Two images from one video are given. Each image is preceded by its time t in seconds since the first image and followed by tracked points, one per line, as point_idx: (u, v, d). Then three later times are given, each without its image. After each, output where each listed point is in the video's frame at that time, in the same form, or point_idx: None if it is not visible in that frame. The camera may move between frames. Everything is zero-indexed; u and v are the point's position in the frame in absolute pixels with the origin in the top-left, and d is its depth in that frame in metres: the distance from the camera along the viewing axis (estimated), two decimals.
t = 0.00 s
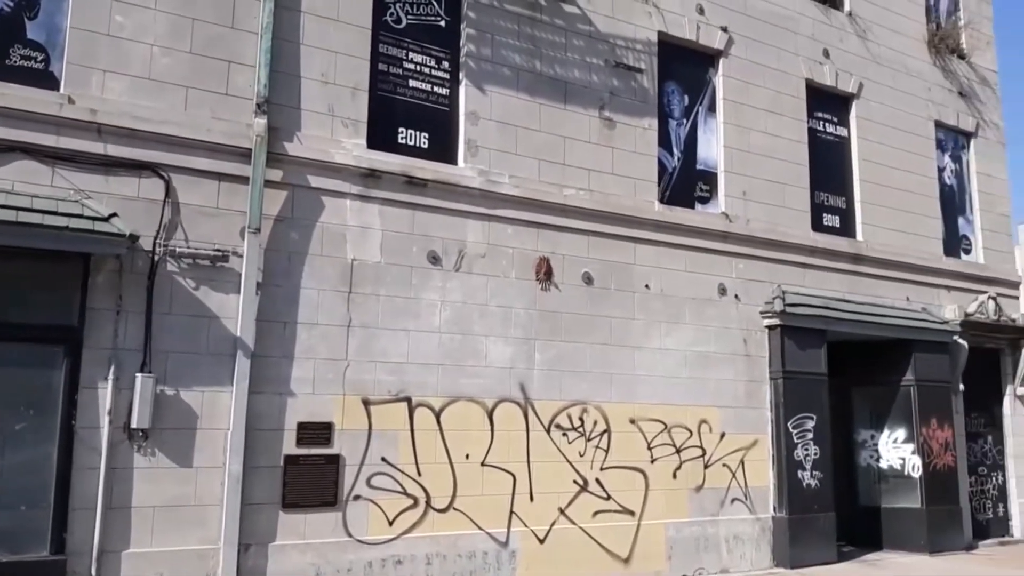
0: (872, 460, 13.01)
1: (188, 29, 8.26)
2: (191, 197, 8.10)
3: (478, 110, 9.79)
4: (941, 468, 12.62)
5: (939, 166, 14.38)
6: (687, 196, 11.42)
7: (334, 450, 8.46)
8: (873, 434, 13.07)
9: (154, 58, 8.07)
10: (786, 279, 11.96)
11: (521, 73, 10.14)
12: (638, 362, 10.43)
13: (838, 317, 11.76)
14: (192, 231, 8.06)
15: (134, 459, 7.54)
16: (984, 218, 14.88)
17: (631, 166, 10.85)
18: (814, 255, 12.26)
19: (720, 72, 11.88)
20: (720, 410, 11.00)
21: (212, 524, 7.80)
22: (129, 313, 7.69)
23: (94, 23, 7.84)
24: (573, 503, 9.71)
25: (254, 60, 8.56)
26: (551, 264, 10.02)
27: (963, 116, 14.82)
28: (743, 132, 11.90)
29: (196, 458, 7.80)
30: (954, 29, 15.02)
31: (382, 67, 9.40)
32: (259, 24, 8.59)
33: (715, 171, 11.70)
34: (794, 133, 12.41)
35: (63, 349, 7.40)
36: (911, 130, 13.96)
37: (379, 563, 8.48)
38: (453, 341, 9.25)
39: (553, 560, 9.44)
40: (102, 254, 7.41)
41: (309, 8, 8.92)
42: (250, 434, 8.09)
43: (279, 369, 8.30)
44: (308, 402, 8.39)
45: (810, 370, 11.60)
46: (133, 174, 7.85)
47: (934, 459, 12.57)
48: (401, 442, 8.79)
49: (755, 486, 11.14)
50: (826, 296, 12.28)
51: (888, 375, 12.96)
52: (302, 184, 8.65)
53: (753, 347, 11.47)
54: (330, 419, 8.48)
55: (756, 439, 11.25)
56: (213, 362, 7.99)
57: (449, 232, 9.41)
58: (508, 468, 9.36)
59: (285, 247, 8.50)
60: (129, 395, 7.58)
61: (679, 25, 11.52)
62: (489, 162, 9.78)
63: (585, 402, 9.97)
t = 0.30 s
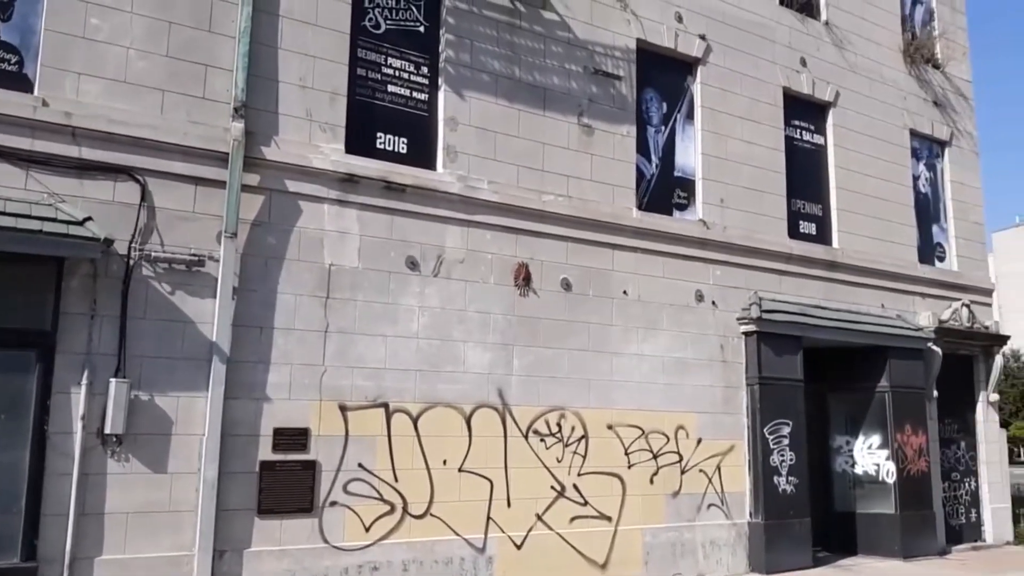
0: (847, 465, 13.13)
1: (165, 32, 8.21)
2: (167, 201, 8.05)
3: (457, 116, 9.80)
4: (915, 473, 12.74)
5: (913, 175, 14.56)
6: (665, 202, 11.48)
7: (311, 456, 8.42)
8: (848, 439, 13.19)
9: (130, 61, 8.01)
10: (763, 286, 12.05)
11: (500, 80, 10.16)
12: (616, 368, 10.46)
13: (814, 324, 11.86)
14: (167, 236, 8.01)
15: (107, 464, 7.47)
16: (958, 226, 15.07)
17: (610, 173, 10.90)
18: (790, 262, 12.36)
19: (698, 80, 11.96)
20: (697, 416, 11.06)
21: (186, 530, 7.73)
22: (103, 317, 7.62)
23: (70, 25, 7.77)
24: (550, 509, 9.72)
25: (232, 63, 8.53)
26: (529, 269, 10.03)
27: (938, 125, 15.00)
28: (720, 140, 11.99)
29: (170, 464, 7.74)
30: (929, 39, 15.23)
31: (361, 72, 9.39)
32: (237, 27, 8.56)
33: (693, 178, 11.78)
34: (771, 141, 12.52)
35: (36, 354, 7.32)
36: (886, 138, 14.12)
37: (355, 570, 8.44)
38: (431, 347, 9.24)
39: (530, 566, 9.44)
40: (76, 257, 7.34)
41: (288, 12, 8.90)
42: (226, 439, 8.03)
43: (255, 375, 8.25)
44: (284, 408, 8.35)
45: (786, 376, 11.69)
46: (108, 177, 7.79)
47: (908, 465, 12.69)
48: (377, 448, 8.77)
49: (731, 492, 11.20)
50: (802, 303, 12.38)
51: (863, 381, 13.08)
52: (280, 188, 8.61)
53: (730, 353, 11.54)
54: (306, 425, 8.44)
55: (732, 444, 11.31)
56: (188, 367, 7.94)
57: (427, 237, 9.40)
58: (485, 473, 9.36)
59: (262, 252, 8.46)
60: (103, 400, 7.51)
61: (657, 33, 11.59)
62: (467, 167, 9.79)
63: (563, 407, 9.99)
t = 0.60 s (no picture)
0: (826, 479, 13.19)
1: (146, 43, 8.15)
2: (146, 213, 7.98)
3: (440, 129, 9.79)
4: (894, 488, 12.81)
5: (892, 191, 14.70)
6: (647, 217, 11.52)
7: (289, 471, 8.35)
8: (828, 454, 13.27)
9: (110, 72, 7.95)
10: (743, 301, 12.11)
11: (483, 94, 10.17)
12: (597, 383, 10.47)
13: (794, 339, 11.92)
14: (146, 248, 7.94)
15: (82, 480, 7.36)
16: (936, 242, 15.22)
17: (592, 187, 10.93)
18: (771, 277, 12.43)
19: (680, 95, 12.03)
20: (677, 430, 11.08)
21: (163, 546, 7.64)
22: (80, 331, 7.53)
23: (50, 36, 7.70)
24: (530, 524, 9.68)
25: (214, 75, 8.48)
26: (512, 284, 10.03)
27: (916, 142, 15.17)
28: (702, 155, 12.05)
29: (147, 480, 7.65)
30: (908, 57, 15.41)
31: (344, 85, 9.37)
32: (219, 39, 8.52)
33: (675, 193, 11.82)
34: (752, 157, 12.60)
35: (10, 368, 7.22)
36: (865, 155, 14.25)
37: None
38: (412, 361, 9.20)
39: None
40: (53, 270, 7.26)
41: (270, 24, 8.87)
42: (204, 454, 7.95)
43: (234, 390, 8.18)
44: (262, 423, 8.28)
45: (766, 391, 11.73)
46: (87, 189, 7.72)
47: (887, 479, 12.75)
48: (357, 463, 8.71)
49: (711, 507, 11.21)
50: (782, 318, 12.45)
51: (842, 396, 13.16)
52: (261, 201, 8.56)
53: (710, 368, 11.57)
54: (285, 440, 8.37)
55: (713, 459, 11.33)
56: (166, 382, 7.86)
57: (409, 251, 9.38)
58: (465, 489, 9.32)
59: (243, 265, 8.40)
60: (79, 415, 7.41)
61: (640, 48, 11.65)
62: (450, 181, 9.78)
63: (544, 422, 9.97)
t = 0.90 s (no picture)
0: (816, 499, 13.23)
1: (133, 65, 8.15)
2: (133, 235, 7.94)
3: (427, 150, 9.82)
4: (883, 506, 12.80)
5: (875, 212, 14.85)
6: (633, 238, 11.57)
7: (276, 494, 8.26)
8: (816, 473, 13.28)
9: (97, 94, 7.94)
10: (730, 320, 12.15)
11: (470, 116, 10.23)
12: (586, 403, 10.45)
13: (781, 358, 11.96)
14: (132, 270, 7.89)
15: (67, 505, 7.25)
16: (919, 261, 15.35)
17: (579, 208, 10.98)
18: (757, 297, 12.49)
19: (664, 117, 12.12)
20: (666, 450, 11.06)
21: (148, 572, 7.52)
22: (65, 353, 7.45)
23: (36, 57, 7.68)
24: (520, 547, 9.60)
25: (201, 97, 8.49)
26: (500, 304, 10.03)
27: (898, 163, 15.34)
28: (687, 176, 12.14)
29: (132, 504, 7.55)
30: (888, 79, 15.63)
31: (331, 107, 9.40)
32: (207, 62, 8.54)
33: (660, 214, 11.89)
34: (736, 178, 12.71)
35: None
36: (848, 175, 14.40)
37: None
38: (400, 382, 9.16)
39: None
40: (38, 292, 7.20)
41: (258, 46, 8.90)
42: (190, 478, 7.86)
43: (221, 412, 8.11)
44: (249, 445, 8.20)
45: (755, 410, 11.74)
46: (73, 211, 7.68)
47: (876, 498, 12.74)
48: (345, 485, 8.64)
49: (701, 527, 11.17)
50: (768, 337, 12.49)
51: (830, 415, 13.19)
52: (248, 222, 8.54)
53: (698, 388, 11.59)
54: (272, 463, 8.30)
55: (702, 479, 11.32)
56: (152, 404, 7.79)
57: (397, 272, 9.36)
58: (455, 511, 9.25)
59: (230, 286, 8.36)
60: (63, 439, 7.32)
61: (625, 71, 11.75)
62: (438, 202, 9.80)
63: (534, 443, 9.94)
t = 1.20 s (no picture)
0: (811, 521, 13.15)
1: (123, 94, 8.16)
2: (121, 263, 7.91)
3: (417, 176, 9.83)
4: (878, 528, 12.74)
5: (865, 232, 14.91)
6: (624, 261, 11.58)
7: (267, 524, 8.18)
8: (811, 495, 13.21)
9: (86, 123, 7.93)
10: (722, 342, 12.15)
11: (460, 141, 10.25)
12: (579, 428, 10.40)
13: (773, 380, 11.95)
14: (121, 298, 7.85)
15: (53, 537, 7.15)
16: (910, 281, 15.40)
17: (570, 232, 10.99)
18: (749, 319, 12.49)
19: (654, 141, 12.18)
20: (660, 474, 11.00)
21: None
22: (53, 384, 7.39)
23: (25, 87, 7.67)
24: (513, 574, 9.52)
25: (191, 125, 8.50)
26: (491, 329, 10.00)
27: (887, 184, 15.43)
28: (677, 199, 12.18)
29: (120, 536, 7.45)
30: (876, 101, 15.75)
31: (321, 133, 9.41)
32: (197, 90, 8.55)
33: (651, 237, 11.91)
34: (726, 200, 12.75)
35: None
36: (837, 197, 14.47)
37: None
38: (392, 409, 9.11)
39: None
40: (25, 322, 7.15)
41: (247, 74, 8.92)
42: (179, 508, 7.78)
43: (210, 441, 8.04)
44: (239, 475, 8.13)
45: (748, 433, 11.70)
46: (61, 240, 7.64)
47: (871, 520, 12.68)
48: (336, 514, 8.56)
49: (696, 552, 11.09)
50: (761, 359, 12.48)
51: (824, 437, 13.16)
52: (237, 250, 8.52)
53: (691, 411, 11.55)
54: (262, 492, 8.22)
55: (696, 503, 11.25)
56: (141, 434, 7.72)
57: (387, 297, 9.34)
58: (448, 539, 9.16)
59: (219, 314, 8.32)
60: (50, 470, 7.23)
61: (614, 95, 11.82)
62: (428, 227, 9.79)
63: (527, 468, 9.88)
